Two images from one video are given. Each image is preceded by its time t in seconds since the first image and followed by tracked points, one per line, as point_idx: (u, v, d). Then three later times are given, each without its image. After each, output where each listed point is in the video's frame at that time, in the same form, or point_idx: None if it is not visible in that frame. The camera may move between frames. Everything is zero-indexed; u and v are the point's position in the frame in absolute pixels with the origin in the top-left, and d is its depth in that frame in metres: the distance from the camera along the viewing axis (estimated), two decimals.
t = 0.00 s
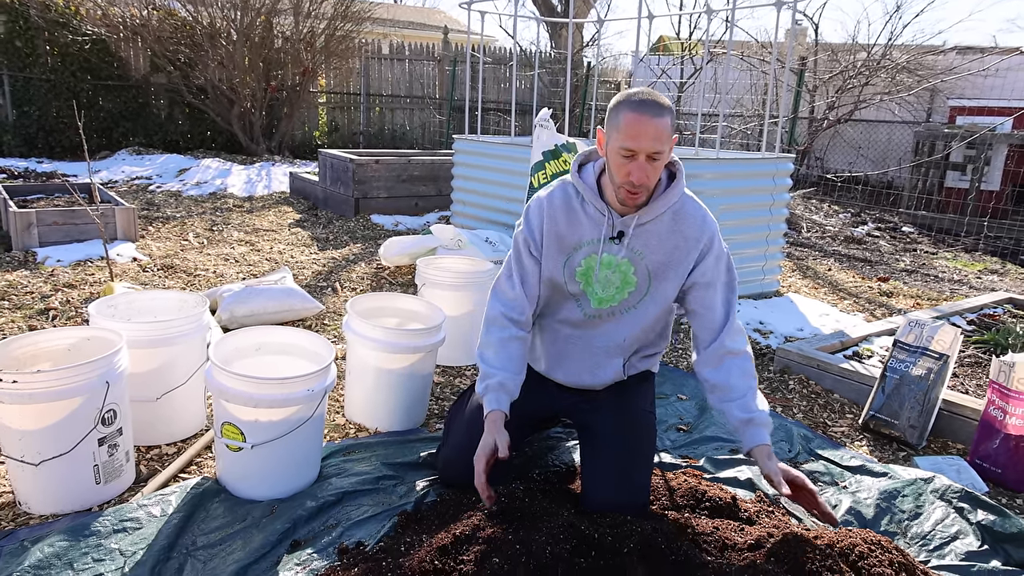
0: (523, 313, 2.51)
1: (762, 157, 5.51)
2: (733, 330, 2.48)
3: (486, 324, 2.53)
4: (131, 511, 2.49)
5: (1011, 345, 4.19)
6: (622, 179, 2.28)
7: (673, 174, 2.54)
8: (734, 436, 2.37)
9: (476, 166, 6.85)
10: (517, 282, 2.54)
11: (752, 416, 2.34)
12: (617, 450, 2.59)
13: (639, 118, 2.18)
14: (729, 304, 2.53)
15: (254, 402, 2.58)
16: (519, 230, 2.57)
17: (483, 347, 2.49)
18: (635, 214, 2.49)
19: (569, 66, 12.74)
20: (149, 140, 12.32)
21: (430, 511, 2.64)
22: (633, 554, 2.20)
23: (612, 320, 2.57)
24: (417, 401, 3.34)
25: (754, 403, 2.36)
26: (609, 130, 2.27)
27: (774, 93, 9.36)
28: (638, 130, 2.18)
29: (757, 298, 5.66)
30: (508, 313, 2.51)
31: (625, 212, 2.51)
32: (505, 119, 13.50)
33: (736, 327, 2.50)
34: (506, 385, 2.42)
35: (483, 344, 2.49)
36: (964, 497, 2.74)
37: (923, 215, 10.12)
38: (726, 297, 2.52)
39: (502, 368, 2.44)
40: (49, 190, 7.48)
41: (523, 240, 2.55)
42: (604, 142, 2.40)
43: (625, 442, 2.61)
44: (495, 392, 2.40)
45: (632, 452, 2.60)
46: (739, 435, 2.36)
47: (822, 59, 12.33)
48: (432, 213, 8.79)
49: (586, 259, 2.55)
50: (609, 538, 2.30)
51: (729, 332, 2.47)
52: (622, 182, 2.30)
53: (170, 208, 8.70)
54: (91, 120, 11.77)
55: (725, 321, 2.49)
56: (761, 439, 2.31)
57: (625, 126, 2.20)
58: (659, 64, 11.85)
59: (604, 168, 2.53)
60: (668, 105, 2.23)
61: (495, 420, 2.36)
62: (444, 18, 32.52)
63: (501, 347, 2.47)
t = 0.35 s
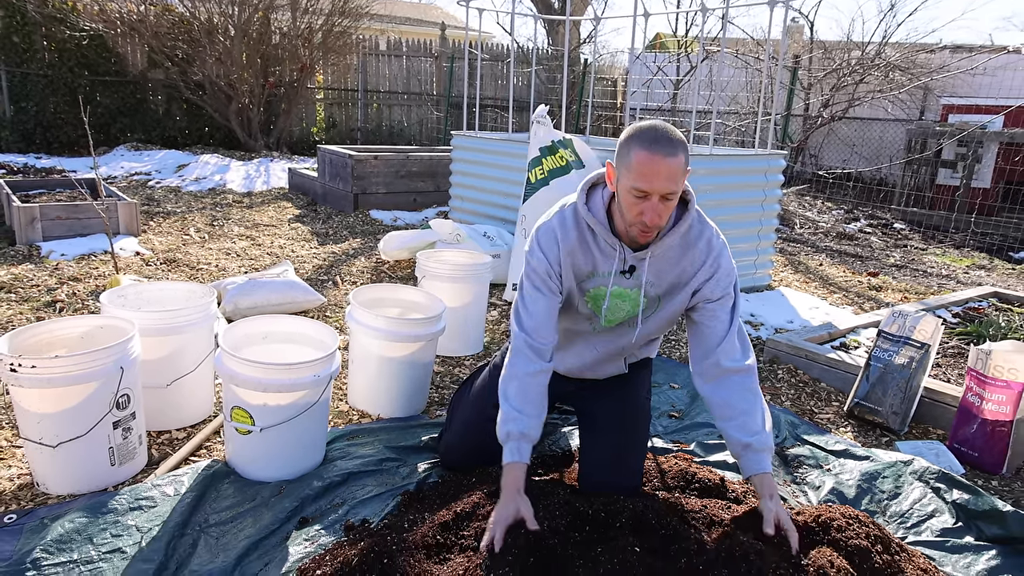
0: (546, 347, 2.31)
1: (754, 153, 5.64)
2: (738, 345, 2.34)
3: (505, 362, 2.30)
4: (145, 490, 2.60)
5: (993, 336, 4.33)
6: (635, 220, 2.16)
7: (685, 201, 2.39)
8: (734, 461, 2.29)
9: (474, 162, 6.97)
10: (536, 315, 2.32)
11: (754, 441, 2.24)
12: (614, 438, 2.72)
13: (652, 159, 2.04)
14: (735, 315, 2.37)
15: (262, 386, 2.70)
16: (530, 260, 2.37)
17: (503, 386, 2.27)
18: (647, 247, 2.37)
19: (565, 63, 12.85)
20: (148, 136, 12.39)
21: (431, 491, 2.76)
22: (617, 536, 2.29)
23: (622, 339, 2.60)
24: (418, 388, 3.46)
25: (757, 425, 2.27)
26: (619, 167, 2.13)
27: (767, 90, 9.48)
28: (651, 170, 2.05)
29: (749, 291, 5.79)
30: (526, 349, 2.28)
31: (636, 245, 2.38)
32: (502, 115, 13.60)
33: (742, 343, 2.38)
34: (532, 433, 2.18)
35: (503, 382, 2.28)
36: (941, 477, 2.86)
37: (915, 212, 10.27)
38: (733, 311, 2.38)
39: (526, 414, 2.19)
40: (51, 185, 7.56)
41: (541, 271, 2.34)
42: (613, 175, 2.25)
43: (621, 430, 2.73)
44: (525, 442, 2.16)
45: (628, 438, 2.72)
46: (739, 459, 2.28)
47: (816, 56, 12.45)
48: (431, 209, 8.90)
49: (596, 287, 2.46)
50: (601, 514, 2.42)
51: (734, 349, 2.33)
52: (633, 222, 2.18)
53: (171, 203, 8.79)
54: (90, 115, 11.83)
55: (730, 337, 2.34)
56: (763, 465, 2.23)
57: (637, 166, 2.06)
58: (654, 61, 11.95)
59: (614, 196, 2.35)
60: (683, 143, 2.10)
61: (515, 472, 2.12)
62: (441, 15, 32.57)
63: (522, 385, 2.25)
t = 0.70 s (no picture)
0: (562, 345, 2.51)
1: (747, 148, 5.77)
2: (698, 344, 2.50)
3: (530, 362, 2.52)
4: (164, 466, 2.73)
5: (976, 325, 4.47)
6: (623, 222, 2.28)
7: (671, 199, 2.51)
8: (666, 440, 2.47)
9: (473, 156, 7.09)
10: (546, 316, 2.52)
11: (690, 430, 2.41)
12: (608, 421, 2.85)
13: (636, 165, 2.16)
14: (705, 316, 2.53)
15: (275, 368, 2.84)
16: (531, 264, 2.52)
17: (536, 384, 2.51)
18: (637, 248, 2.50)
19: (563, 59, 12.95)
20: (149, 130, 12.49)
21: (435, 469, 2.90)
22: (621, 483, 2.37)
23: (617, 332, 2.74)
24: (421, 373, 3.59)
25: (698, 416, 2.44)
26: (606, 173, 2.25)
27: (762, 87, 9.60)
28: (636, 175, 2.16)
29: (743, 283, 5.94)
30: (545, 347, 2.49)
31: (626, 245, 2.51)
32: (500, 110, 13.70)
33: (706, 342, 2.53)
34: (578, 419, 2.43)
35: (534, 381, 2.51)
36: (921, 457, 3.01)
37: (908, 207, 10.41)
38: (703, 312, 2.53)
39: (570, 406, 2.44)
40: (56, 179, 7.67)
41: (543, 275, 2.49)
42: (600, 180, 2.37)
43: (614, 412, 2.85)
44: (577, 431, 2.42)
45: (621, 419, 2.84)
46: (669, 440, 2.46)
47: (811, 53, 12.57)
48: (430, 203, 9.03)
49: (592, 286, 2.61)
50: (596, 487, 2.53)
51: (694, 346, 2.50)
52: (622, 224, 2.30)
53: (173, 196, 8.90)
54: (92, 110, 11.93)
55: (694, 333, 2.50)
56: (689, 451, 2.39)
57: (622, 171, 2.18)
58: (651, 57, 12.06)
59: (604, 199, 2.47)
60: (663, 148, 2.20)
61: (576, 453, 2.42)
62: (439, 10, 32.61)
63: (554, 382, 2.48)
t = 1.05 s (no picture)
0: (567, 313, 2.61)
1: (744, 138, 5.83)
2: (678, 313, 2.63)
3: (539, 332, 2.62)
4: (175, 443, 2.81)
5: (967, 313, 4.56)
6: (615, 191, 2.37)
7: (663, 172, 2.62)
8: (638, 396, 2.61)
9: (473, 146, 7.15)
10: (549, 287, 2.63)
11: (662, 390, 2.56)
12: (602, 400, 2.94)
13: (627, 135, 2.23)
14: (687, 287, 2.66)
15: (283, 347, 2.92)
16: (531, 237, 2.63)
17: (547, 352, 2.60)
18: (630, 220, 2.61)
19: (562, 50, 12.98)
20: (149, 120, 12.51)
21: (438, 448, 2.99)
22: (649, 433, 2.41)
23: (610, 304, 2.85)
24: (424, 356, 3.67)
25: (672, 379, 2.57)
26: (598, 143, 2.33)
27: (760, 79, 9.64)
28: (627, 144, 2.24)
29: (739, 271, 6.02)
30: (554, 315, 2.60)
31: (620, 217, 2.62)
32: (499, 101, 13.73)
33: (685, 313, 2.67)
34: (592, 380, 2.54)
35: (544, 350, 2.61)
36: (910, 437, 3.09)
37: (904, 199, 10.48)
38: (686, 284, 2.66)
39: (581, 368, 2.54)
40: (59, 168, 7.72)
41: (544, 247, 2.61)
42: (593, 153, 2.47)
43: (609, 391, 2.94)
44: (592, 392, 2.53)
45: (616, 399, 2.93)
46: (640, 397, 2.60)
47: (810, 45, 12.61)
48: (430, 192, 9.09)
49: (588, 258, 2.72)
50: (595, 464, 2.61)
51: (674, 315, 2.63)
52: (614, 193, 2.39)
53: (175, 185, 8.96)
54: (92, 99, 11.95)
55: (675, 302, 2.63)
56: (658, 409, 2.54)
57: (613, 141, 2.25)
58: (650, 49, 12.09)
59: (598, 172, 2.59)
60: (654, 118, 2.28)
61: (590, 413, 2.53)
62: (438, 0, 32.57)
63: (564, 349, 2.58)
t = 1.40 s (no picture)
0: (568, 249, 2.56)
1: (750, 98, 5.67)
2: (680, 247, 2.58)
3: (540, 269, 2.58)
4: (164, 405, 2.74)
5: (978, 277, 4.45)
6: (611, 117, 2.32)
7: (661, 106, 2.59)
8: (641, 322, 2.53)
9: (472, 107, 6.97)
10: (549, 224, 2.60)
11: (667, 315, 2.49)
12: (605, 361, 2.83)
13: (621, 55, 2.19)
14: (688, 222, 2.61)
15: (275, 306, 2.84)
16: (529, 175, 2.61)
17: (549, 288, 2.55)
18: (629, 154, 2.58)
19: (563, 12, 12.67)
20: (143, 85, 12.26)
21: (435, 411, 2.91)
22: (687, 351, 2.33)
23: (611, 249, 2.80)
24: (420, 319, 3.59)
25: (675, 308, 2.51)
26: (592, 68, 2.30)
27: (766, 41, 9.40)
28: (621, 65, 2.20)
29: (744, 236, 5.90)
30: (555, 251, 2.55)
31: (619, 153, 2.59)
32: (499, 65, 13.45)
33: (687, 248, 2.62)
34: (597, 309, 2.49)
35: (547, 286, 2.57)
36: (919, 401, 3.01)
37: (911, 165, 10.30)
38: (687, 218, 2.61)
39: (587, 298, 2.48)
40: (49, 130, 7.55)
41: (542, 183, 2.58)
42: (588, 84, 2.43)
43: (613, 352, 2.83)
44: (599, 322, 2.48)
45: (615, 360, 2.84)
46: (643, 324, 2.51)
47: (818, 7, 12.29)
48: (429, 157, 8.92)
49: (588, 197, 2.68)
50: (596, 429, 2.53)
51: (676, 248, 2.58)
52: (610, 120, 2.35)
53: (169, 150, 8.79)
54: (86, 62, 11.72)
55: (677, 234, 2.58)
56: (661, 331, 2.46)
57: (607, 63, 2.22)
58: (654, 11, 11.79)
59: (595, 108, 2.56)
60: (648, 38, 2.25)
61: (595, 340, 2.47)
62: None
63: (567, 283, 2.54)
